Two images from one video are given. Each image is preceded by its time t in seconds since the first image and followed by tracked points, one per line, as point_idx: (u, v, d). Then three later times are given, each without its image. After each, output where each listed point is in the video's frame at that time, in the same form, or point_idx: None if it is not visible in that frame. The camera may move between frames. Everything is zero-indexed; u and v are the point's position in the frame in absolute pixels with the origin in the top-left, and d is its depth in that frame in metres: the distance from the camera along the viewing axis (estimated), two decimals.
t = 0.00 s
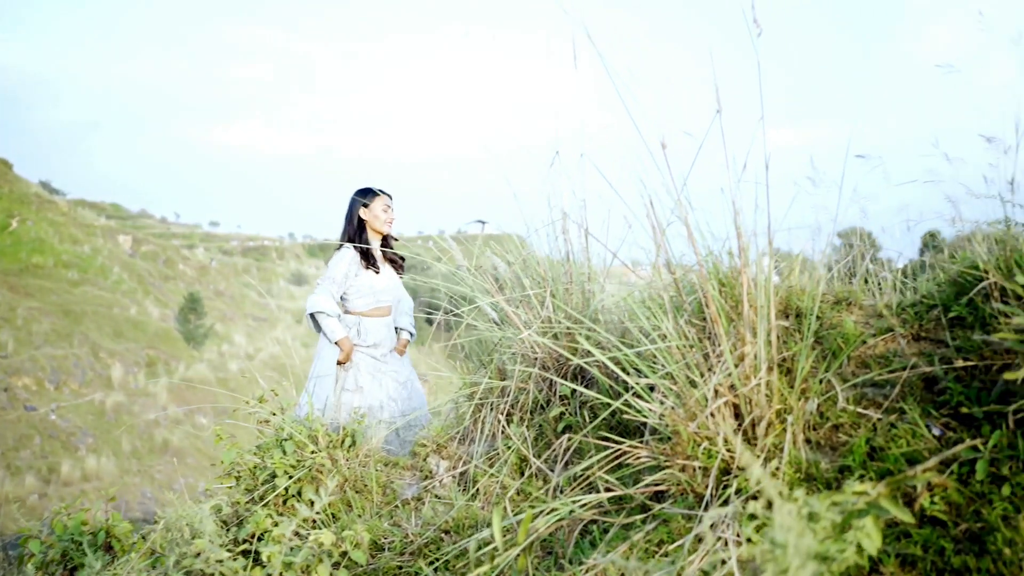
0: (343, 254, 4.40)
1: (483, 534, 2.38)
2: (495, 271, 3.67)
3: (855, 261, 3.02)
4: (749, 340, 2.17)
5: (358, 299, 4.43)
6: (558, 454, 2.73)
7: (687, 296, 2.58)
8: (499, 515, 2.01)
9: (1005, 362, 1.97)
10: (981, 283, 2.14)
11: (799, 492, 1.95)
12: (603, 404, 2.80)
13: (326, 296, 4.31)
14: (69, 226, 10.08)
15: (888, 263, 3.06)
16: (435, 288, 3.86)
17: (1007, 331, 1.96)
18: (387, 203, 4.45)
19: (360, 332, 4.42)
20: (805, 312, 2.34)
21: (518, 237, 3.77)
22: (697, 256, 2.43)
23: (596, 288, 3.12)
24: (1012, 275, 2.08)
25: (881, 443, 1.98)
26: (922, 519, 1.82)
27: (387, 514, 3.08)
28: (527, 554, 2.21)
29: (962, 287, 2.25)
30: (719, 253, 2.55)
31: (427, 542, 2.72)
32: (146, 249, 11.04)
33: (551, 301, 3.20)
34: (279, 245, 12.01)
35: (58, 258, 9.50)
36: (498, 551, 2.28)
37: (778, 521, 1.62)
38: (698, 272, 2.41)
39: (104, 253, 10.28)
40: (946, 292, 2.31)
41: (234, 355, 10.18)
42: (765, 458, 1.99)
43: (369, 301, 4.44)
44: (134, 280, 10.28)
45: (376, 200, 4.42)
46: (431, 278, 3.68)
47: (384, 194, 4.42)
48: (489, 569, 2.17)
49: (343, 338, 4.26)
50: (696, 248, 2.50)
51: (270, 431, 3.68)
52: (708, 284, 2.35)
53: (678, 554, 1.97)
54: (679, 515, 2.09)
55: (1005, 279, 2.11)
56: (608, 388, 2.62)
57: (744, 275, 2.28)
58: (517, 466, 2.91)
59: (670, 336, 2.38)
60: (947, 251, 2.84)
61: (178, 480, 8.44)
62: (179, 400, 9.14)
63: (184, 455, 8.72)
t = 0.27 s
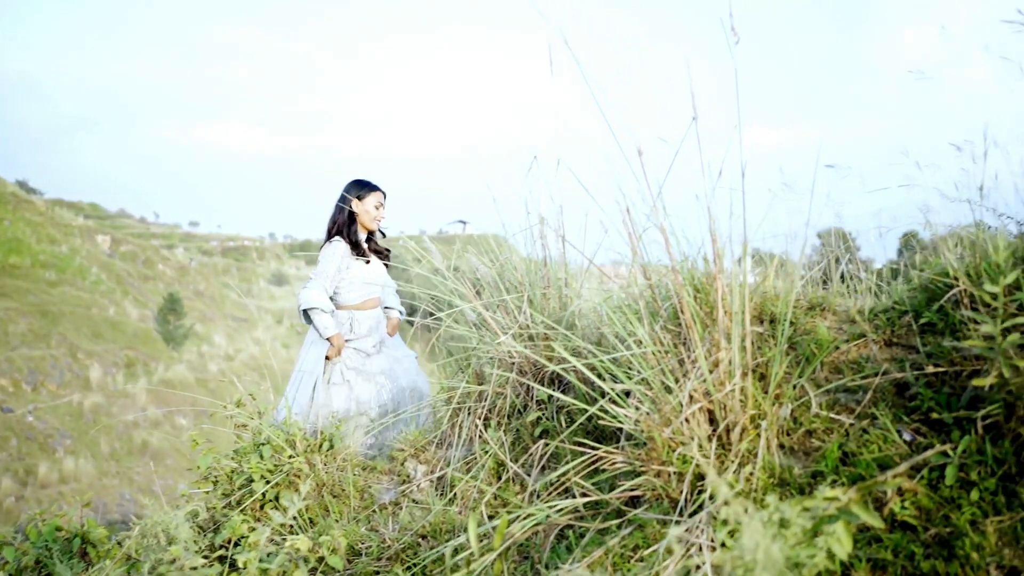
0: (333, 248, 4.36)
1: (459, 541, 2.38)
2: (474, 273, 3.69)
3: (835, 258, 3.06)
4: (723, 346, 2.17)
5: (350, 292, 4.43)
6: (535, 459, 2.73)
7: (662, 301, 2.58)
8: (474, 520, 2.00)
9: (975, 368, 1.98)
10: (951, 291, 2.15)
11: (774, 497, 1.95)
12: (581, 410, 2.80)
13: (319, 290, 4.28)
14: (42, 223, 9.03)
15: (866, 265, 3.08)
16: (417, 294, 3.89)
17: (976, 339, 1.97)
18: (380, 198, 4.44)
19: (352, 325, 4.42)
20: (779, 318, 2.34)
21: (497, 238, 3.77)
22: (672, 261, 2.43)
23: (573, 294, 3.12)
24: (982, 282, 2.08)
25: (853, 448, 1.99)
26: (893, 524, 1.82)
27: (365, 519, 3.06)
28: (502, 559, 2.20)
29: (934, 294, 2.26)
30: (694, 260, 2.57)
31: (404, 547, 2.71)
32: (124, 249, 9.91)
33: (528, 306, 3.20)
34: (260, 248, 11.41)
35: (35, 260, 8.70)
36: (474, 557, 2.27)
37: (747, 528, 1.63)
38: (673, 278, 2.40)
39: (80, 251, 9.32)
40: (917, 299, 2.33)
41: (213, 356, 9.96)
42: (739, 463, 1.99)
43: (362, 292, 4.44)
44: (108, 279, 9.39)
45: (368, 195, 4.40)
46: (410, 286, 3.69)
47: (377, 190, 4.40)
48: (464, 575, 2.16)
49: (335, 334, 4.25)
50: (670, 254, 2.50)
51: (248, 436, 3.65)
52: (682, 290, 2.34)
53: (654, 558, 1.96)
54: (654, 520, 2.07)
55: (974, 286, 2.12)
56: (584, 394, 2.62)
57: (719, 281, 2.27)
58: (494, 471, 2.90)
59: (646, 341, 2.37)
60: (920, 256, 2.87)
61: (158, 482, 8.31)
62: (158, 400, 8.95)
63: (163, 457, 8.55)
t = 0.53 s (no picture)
0: (330, 251, 4.41)
1: (437, 546, 2.39)
2: (458, 273, 3.68)
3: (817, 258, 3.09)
4: (700, 352, 2.15)
5: (346, 296, 4.39)
6: (513, 464, 2.73)
7: (639, 307, 2.58)
8: (450, 526, 2.03)
9: (947, 374, 2.01)
10: (924, 297, 2.17)
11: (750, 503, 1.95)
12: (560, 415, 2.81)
13: (314, 295, 4.28)
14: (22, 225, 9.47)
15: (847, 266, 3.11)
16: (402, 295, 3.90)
17: (949, 346, 1.96)
18: (375, 204, 4.42)
19: (346, 330, 4.42)
20: (755, 323, 2.32)
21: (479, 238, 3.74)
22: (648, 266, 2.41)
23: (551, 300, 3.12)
24: (954, 288, 2.09)
25: (829, 453, 2.00)
26: (866, 529, 1.82)
27: (344, 524, 3.05)
28: (480, 565, 2.20)
29: (908, 299, 2.31)
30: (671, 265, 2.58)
31: (383, 551, 2.71)
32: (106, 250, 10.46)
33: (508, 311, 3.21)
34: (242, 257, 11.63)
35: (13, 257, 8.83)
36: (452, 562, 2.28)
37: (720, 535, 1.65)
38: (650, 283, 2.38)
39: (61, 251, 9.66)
40: (891, 305, 2.36)
41: (196, 356, 9.71)
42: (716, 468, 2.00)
43: (357, 296, 4.42)
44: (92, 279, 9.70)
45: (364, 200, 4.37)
46: (391, 285, 3.66)
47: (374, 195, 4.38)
48: None
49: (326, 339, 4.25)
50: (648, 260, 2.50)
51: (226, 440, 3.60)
52: (659, 294, 2.32)
53: (631, 563, 1.97)
54: (632, 525, 2.08)
55: (947, 293, 2.13)
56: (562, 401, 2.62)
57: (696, 287, 2.24)
58: (473, 476, 2.90)
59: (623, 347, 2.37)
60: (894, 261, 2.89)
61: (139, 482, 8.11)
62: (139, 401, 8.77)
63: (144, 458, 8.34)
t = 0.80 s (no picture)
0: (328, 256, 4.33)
1: (418, 550, 2.39)
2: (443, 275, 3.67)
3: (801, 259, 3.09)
4: (680, 357, 2.15)
5: (344, 300, 4.37)
6: (495, 468, 2.73)
7: (619, 312, 2.58)
8: (432, 531, 1.99)
9: (923, 380, 2.02)
10: (901, 304, 2.18)
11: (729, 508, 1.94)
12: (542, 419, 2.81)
13: (316, 299, 4.21)
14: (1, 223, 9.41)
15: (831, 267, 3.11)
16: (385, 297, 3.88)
17: (925, 352, 1.96)
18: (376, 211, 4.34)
19: (345, 335, 4.35)
20: (734, 328, 2.31)
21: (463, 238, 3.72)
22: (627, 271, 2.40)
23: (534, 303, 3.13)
24: (931, 295, 2.09)
25: (807, 458, 2.00)
26: (843, 533, 1.81)
27: (325, 528, 3.03)
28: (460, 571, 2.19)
29: (885, 305, 2.34)
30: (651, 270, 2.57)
31: (364, 556, 2.69)
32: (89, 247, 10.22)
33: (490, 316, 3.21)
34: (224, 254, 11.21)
35: None
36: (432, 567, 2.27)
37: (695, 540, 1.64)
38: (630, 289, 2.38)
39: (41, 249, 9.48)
40: (868, 311, 2.39)
41: (179, 356, 9.54)
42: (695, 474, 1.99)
43: (354, 301, 4.40)
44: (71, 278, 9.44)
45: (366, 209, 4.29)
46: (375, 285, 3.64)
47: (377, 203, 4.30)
48: None
49: (327, 343, 4.18)
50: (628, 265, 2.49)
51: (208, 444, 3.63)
52: (638, 299, 2.32)
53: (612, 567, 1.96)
54: (612, 530, 2.06)
55: (923, 300, 2.14)
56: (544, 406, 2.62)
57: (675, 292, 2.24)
58: (455, 480, 2.89)
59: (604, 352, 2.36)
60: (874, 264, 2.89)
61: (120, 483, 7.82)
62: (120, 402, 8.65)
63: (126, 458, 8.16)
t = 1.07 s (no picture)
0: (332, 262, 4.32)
1: (393, 558, 2.38)
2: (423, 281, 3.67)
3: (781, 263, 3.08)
4: (654, 365, 2.14)
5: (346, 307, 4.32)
6: (471, 474, 2.72)
7: (594, 319, 2.57)
8: (408, 540, 1.97)
9: (893, 387, 2.04)
10: (872, 313, 2.20)
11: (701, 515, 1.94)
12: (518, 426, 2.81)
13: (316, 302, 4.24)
14: None
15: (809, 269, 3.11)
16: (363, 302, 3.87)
17: (895, 361, 1.97)
18: (381, 217, 4.39)
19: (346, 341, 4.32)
20: (708, 334, 2.32)
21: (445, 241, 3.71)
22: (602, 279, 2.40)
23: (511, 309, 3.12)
24: (901, 304, 2.11)
25: (779, 465, 2.01)
26: (814, 540, 1.80)
27: (302, 534, 3.01)
28: None
29: (857, 313, 2.36)
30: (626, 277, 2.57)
31: (340, 563, 2.68)
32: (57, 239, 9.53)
33: (467, 321, 3.19)
34: (205, 247, 9.98)
35: None
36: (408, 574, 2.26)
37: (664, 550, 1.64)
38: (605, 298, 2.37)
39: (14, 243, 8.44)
40: (840, 318, 2.42)
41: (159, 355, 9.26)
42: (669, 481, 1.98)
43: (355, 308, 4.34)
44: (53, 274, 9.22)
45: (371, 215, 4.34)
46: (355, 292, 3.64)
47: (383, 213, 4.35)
48: None
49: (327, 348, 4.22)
50: (602, 273, 2.49)
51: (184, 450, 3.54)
52: (613, 306, 2.31)
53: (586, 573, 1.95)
54: (587, 536, 2.04)
55: (894, 308, 2.15)
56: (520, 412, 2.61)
57: (650, 299, 2.23)
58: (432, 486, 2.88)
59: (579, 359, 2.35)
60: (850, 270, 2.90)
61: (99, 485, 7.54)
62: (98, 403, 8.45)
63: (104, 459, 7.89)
